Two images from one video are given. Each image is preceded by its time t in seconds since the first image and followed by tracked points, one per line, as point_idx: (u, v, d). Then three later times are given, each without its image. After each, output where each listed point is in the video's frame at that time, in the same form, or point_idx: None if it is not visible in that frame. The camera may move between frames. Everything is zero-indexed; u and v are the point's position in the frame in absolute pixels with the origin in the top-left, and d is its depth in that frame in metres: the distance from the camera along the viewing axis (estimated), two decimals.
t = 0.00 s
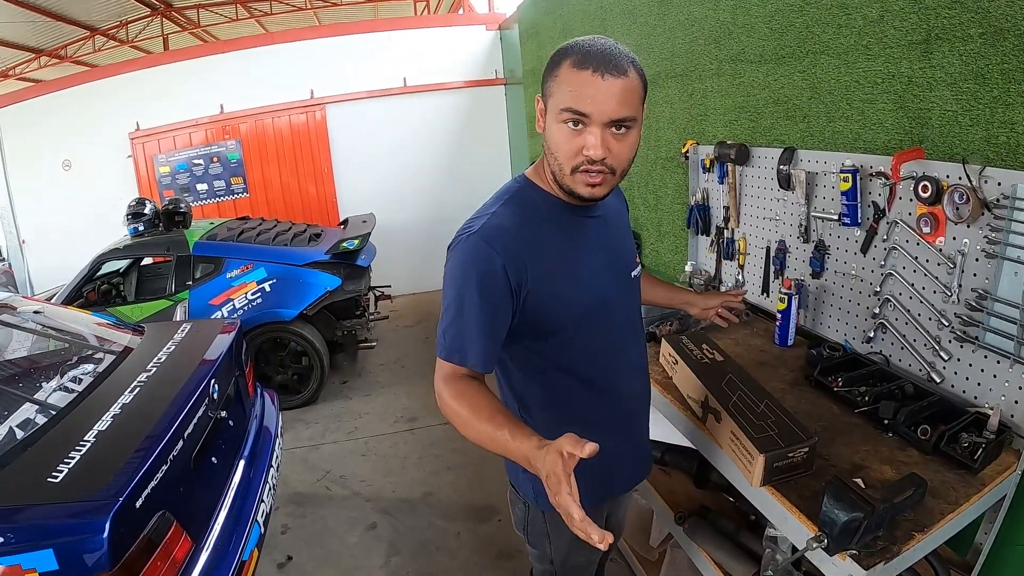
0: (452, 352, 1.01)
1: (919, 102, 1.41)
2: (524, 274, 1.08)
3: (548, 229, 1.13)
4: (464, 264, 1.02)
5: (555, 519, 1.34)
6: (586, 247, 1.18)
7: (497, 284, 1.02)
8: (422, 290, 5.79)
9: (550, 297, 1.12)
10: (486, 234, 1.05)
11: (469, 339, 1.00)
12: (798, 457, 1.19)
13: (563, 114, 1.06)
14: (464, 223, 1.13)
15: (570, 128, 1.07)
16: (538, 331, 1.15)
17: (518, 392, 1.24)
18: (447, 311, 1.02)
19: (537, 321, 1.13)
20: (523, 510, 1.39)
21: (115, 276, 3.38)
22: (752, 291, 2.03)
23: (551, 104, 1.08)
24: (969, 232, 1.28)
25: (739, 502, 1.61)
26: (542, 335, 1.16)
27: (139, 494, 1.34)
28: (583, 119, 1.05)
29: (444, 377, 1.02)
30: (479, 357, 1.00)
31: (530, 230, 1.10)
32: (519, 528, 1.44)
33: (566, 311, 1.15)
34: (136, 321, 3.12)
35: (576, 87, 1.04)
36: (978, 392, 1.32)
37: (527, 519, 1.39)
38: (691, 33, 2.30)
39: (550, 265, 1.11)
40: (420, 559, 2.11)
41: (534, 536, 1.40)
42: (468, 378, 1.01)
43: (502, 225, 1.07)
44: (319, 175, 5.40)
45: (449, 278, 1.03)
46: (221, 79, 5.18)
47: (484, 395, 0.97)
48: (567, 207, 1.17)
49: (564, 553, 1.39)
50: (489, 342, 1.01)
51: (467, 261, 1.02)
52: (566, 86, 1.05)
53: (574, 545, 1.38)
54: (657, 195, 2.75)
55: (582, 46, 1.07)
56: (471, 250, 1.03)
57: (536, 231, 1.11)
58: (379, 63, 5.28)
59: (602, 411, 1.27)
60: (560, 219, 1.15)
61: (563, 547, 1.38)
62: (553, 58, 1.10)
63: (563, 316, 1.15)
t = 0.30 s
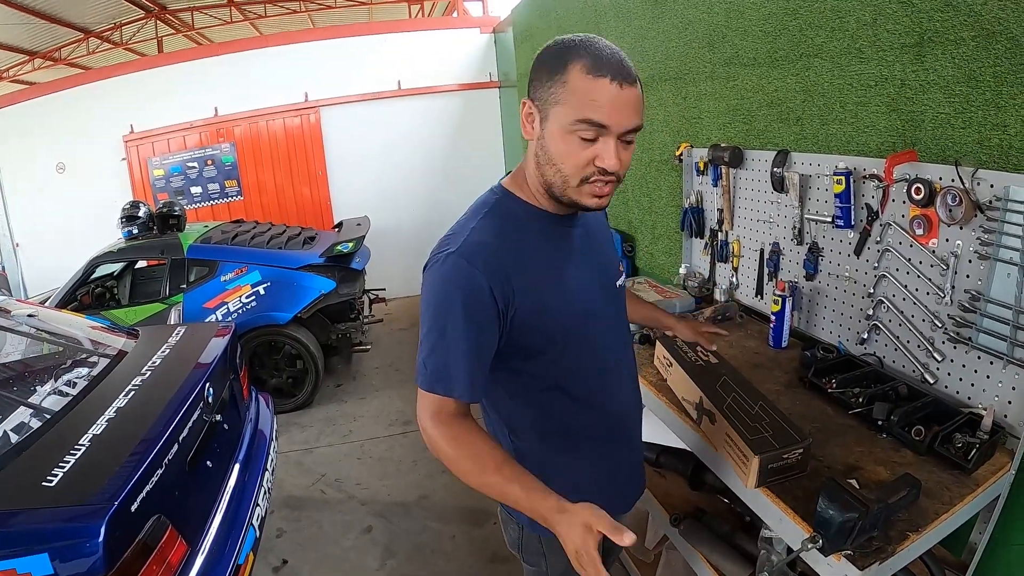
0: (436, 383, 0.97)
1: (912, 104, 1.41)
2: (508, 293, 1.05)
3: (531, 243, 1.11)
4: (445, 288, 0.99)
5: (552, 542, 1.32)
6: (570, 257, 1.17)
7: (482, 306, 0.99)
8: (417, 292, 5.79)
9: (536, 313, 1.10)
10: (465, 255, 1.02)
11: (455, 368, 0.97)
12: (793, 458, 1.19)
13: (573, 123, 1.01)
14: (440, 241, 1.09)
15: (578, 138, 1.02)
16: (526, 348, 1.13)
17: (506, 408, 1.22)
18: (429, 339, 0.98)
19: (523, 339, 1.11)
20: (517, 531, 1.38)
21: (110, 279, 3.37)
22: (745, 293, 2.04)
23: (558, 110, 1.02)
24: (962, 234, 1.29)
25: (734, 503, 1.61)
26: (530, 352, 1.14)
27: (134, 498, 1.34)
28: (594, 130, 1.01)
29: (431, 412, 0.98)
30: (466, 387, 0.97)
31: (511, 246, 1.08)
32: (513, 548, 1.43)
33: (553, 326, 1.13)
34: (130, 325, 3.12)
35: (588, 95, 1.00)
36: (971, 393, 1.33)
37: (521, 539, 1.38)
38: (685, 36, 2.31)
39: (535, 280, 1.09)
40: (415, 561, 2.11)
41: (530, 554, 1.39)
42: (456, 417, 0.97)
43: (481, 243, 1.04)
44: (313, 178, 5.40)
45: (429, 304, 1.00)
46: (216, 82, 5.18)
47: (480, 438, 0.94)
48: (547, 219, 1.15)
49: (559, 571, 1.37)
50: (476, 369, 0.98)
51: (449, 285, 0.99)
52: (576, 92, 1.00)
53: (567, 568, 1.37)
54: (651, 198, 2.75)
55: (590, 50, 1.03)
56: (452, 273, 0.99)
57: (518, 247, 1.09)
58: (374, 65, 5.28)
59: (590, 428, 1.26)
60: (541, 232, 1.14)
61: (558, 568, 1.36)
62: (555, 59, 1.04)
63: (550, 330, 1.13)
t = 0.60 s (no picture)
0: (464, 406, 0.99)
1: (887, 100, 1.42)
2: (514, 295, 1.03)
3: (525, 238, 1.09)
4: (451, 307, 0.98)
5: (535, 541, 1.30)
6: (556, 246, 1.15)
7: (491, 319, 0.99)
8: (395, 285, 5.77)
9: (537, 308, 1.09)
10: (464, 267, 0.99)
11: (483, 387, 0.99)
12: (766, 448, 1.20)
13: (618, 137, 1.07)
14: (426, 249, 1.05)
15: (611, 148, 1.09)
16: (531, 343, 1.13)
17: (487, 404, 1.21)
18: (446, 364, 0.98)
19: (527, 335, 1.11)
20: (495, 533, 1.34)
21: (82, 270, 3.32)
22: (720, 286, 2.05)
23: (610, 124, 1.04)
24: (935, 228, 1.30)
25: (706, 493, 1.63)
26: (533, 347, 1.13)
27: (107, 492, 1.31)
28: (623, 141, 1.10)
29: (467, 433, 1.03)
30: (498, 406, 1.00)
31: (509, 242, 1.05)
32: (492, 550, 1.38)
33: (553, 317, 1.13)
34: (103, 317, 3.07)
35: (631, 110, 1.07)
36: (942, 384, 1.34)
37: (501, 539, 1.34)
38: (661, 28, 2.31)
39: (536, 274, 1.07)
40: (390, 553, 2.11)
41: (510, 556, 1.35)
42: (507, 432, 1.01)
43: (477, 250, 1.01)
44: (290, 169, 5.35)
45: (437, 326, 0.99)
46: (195, 71, 5.10)
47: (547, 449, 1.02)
48: (527, 212, 1.12)
49: (543, 571, 1.35)
50: (502, 384, 0.99)
51: (456, 303, 0.98)
52: (626, 109, 1.05)
53: (553, 565, 1.35)
54: (626, 190, 2.76)
55: (624, 61, 1.06)
56: (455, 291, 0.98)
57: (514, 244, 1.06)
58: (354, 56, 5.23)
59: (565, 422, 1.25)
60: (529, 225, 1.11)
61: (542, 568, 1.35)
62: (604, 67, 1.02)
63: (552, 320, 1.12)
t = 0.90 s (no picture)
0: (516, 390, 1.00)
1: (879, 107, 1.43)
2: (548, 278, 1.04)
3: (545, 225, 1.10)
4: (495, 292, 0.97)
5: (532, 543, 1.30)
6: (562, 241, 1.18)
7: (533, 302, 0.99)
8: (388, 284, 5.76)
9: (564, 291, 1.10)
10: (503, 252, 0.98)
11: (534, 369, 0.99)
12: (757, 450, 1.20)
13: (623, 136, 1.11)
14: (455, 241, 1.03)
15: (616, 147, 1.13)
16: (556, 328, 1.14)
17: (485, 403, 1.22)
18: (495, 350, 0.98)
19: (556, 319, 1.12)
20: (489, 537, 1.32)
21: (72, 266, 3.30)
22: (711, 289, 2.05)
23: (616, 123, 1.08)
24: (925, 234, 1.31)
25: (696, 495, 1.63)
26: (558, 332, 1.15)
27: (97, 489, 1.31)
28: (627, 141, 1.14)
29: (519, 417, 1.04)
30: (549, 387, 1.01)
31: (536, 229, 1.06)
32: (486, 553, 1.36)
33: (575, 300, 1.15)
34: (94, 314, 3.06)
35: (636, 111, 1.11)
36: (932, 389, 1.34)
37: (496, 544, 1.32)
38: (656, 33, 2.32)
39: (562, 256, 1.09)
40: (380, 554, 2.11)
41: (506, 560, 1.34)
42: (561, 409, 1.03)
43: (511, 236, 1.01)
44: (282, 167, 5.33)
45: (482, 314, 0.97)
46: (189, 67, 5.08)
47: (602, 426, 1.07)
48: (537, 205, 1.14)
49: (539, 573, 1.35)
50: (549, 363, 1.00)
51: (501, 287, 0.97)
52: (632, 109, 1.09)
53: (551, 564, 1.35)
54: (618, 192, 2.77)
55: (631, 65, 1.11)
56: (498, 275, 0.97)
57: (539, 230, 1.07)
58: (349, 54, 5.22)
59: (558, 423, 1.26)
60: (544, 216, 1.12)
61: (540, 567, 1.34)
62: (612, 68, 1.06)
63: (574, 303, 1.14)
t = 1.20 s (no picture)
0: (530, 368, 0.99)
1: (878, 101, 1.43)
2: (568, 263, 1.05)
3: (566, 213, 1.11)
4: (520, 269, 0.97)
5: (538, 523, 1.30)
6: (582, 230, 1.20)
7: (555, 283, 0.99)
8: (383, 278, 5.75)
9: (580, 279, 1.11)
10: (530, 231, 0.99)
11: (549, 350, 0.99)
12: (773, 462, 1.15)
13: (641, 132, 1.15)
14: (483, 213, 1.03)
15: (634, 143, 1.17)
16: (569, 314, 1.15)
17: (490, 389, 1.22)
18: (514, 326, 0.98)
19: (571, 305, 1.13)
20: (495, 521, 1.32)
21: (67, 259, 3.29)
22: (707, 282, 2.05)
23: (637, 119, 1.12)
24: (923, 228, 1.30)
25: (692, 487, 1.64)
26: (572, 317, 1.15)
27: (92, 482, 1.30)
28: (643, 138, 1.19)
29: (528, 396, 1.04)
30: (563, 368, 1.01)
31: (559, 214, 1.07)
32: (490, 539, 1.36)
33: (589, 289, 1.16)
34: (89, 306, 3.05)
35: (655, 109, 1.15)
36: (928, 383, 1.34)
37: (501, 527, 1.32)
38: (653, 25, 2.31)
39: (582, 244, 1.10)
40: (376, 546, 2.11)
41: (510, 543, 1.34)
42: (570, 394, 1.03)
43: (538, 217, 1.02)
44: (278, 160, 5.31)
45: (505, 288, 0.97)
46: (184, 60, 5.05)
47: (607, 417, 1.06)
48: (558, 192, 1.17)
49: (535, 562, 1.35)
50: (565, 345, 1.00)
51: (525, 265, 0.97)
52: (652, 107, 1.14)
53: (554, 546, 1.36)
54: (614, 185, 2.76)
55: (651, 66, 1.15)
56: (524, 253, 0.97)
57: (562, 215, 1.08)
58: (344, 46, 5.19)
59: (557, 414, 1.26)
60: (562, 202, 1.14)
61: (544, 549, 1.35)
62: (635, 67, 1.11)
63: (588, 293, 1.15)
